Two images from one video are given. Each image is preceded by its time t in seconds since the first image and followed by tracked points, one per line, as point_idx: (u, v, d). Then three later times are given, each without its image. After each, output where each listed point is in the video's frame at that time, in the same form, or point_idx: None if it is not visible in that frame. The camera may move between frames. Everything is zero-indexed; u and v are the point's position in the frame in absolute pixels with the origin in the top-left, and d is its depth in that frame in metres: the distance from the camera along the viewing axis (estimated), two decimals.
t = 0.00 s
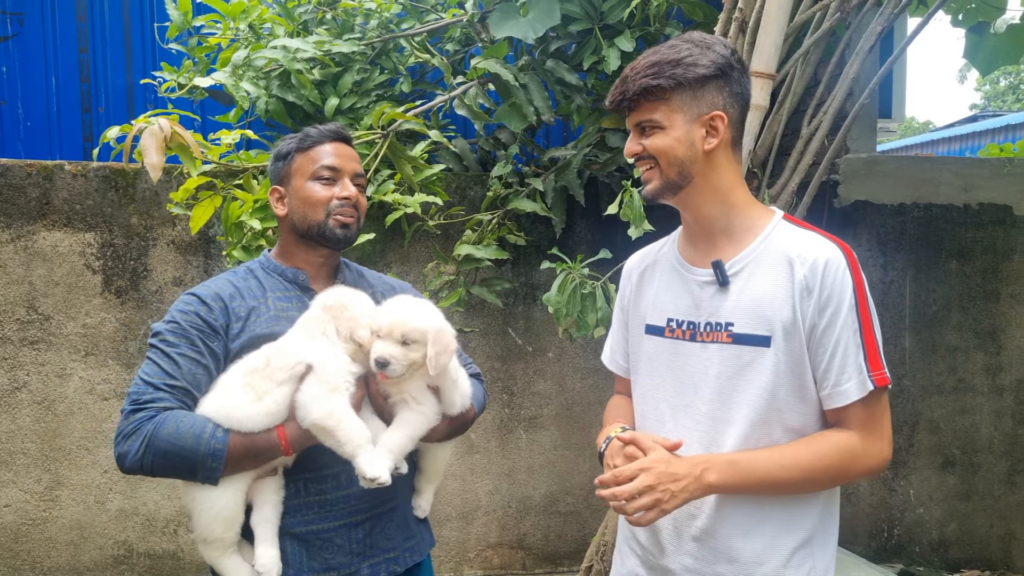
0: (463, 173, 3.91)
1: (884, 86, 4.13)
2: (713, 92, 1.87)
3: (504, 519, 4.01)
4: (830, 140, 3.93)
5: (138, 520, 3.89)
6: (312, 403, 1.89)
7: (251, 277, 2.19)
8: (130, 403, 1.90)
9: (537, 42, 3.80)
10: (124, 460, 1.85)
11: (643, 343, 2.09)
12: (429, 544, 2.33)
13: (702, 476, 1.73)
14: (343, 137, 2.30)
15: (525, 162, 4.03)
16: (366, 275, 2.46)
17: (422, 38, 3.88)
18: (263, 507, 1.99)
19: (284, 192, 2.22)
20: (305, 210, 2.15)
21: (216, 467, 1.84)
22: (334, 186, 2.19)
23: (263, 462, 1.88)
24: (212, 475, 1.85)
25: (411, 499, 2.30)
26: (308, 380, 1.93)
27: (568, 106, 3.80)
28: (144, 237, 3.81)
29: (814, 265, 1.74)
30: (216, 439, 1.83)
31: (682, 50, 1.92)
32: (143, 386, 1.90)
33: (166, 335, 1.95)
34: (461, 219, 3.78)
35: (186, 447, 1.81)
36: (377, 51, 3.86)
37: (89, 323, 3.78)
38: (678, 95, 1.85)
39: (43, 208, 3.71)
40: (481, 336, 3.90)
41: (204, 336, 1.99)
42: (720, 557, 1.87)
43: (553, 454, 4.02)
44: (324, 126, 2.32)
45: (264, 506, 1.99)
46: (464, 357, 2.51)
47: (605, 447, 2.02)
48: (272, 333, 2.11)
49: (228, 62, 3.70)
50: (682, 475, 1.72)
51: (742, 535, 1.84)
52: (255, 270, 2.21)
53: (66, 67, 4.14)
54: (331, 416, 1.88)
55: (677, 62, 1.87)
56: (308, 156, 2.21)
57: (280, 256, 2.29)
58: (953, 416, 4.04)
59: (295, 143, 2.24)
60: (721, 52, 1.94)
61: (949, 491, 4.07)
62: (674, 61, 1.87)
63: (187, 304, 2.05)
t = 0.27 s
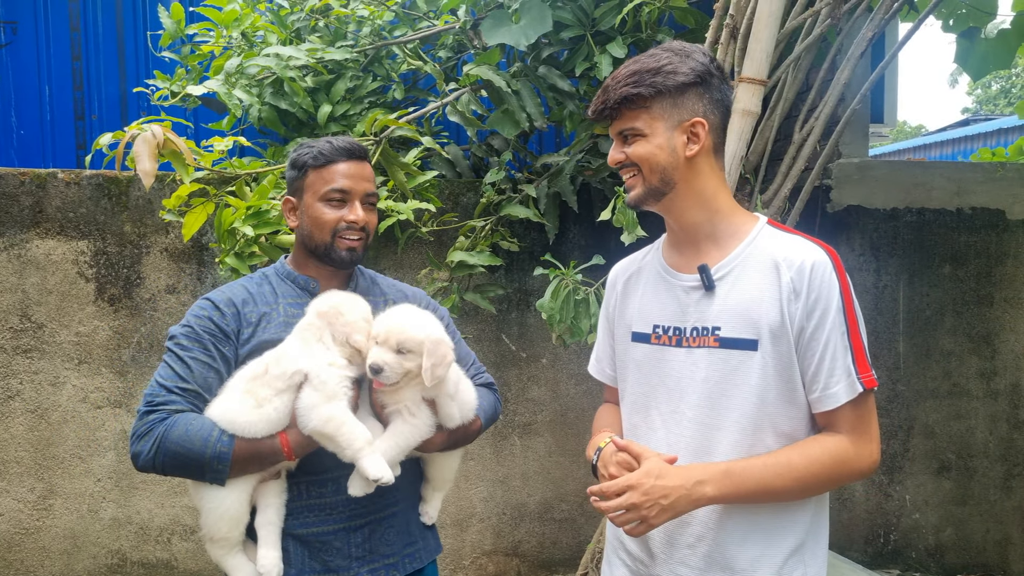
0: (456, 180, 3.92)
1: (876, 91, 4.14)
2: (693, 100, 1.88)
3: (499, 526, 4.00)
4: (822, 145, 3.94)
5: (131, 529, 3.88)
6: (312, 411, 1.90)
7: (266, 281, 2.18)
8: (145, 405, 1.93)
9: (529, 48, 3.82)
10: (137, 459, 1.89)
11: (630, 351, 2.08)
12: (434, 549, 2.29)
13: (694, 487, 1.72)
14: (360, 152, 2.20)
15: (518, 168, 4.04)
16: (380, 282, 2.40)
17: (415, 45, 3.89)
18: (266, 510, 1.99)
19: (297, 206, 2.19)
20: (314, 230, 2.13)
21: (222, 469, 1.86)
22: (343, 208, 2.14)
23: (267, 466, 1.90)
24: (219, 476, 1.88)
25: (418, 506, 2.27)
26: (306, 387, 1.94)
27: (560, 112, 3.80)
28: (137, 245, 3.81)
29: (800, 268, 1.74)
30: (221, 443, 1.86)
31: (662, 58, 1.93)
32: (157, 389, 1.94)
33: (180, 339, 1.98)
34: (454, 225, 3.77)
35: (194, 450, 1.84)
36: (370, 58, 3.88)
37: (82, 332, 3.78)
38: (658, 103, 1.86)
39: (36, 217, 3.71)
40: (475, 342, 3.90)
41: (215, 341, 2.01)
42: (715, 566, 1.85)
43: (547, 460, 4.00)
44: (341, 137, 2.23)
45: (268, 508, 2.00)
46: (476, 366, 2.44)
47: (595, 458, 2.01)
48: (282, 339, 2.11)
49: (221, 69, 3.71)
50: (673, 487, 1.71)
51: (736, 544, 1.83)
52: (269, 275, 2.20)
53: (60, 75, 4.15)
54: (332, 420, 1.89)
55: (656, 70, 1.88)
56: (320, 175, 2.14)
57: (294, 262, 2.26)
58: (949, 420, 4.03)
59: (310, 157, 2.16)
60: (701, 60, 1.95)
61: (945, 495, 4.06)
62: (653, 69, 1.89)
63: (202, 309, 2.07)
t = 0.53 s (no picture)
0: (455, 185, 3.91)
1: (873, 95, 4.16)
2: (690, 104, 1.89)
3: (497, 531, 3.99)
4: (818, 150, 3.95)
5: (128, 536, 3.86)
6: (306, 424, 1.88)
7: (279, 286, 2.19)
8: (154, 404, 1.98)
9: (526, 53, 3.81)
10: (143, 457, 1.93)
11: (627, 355, 2.08)
12: (437, 554, 2.27)
13: (694, 491, 1.72)
14: (375, 156, 2.24)
15: (516, 172, 4.04)
16: (394, 288, 2.36)
17: (412, 50, 3.88)
18: (264, 513, 2.00)
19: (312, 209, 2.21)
20: (330, 233, 2.13)
21: (222, 473, 1.88)
22: (360, 209, 2.15)
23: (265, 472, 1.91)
24: (218, 480, 1.89)
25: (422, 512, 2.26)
26: (302, 401, 1.92)
27: (558, 117, 3.80)
28: (134, 250, 3.80)
29: (799, 271, 1.75)
30: (221, 448, 1.88)
31: (660, 62, 1.94)
32: (166, 389, 1.99)
33: (191, 341, 2.02)
34: (453, 230, 3.77)
35: (195, 453, 1.87)
36: (367, 63, 3.87)
37: (79, 337, 3.76)
38: (655, 106, 1.87)
39: (32, 222, 3.70)
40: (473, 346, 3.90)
41: (225, 344, 2.04)
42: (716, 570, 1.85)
43: (546, 465, 4.00)
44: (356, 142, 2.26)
45: (266, 512, 2.00)
46: (488, 375, 2.42)
47: (594, 461, 1.97)
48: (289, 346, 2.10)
49: (219, 76, 3.68)
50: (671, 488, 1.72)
51: (738, 547, 1.83)
52: (284, 279, 2.21)
53: (56, 80, 4.14)
54: (324, 435, 1.87)
55: (653, 73, 1.89)
56: (337, 177, 2.16)
57: (307, 269, 2.27)
58: (946, 423, 4.04)
59: (325, 161, 2.19)
60: (699, 64, 1.95)
61: (943, 499, 4.07)
62: (651, 72, 1.89)
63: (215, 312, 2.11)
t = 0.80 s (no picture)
0: (447, 188, 3.92)
1: (863, 97, 4.18)
2: (684, 107, 1.89)
3: (491, 534, 3.99)
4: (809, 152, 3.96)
5: (120, 541, 3.84)
6: (294, 426, 1.87)
7: (258, 291, 2.18)
8: (132, 412, 1.96)
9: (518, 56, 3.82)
10: (122, 467, 1.91)
11: (623, 356, 2.07)
12: (423, 559, 2.27)
13: (694, 493, 1.72)
14: (362, 162, 2.22)
15: (509, 176, 4.03)
16: (373, 292, 2.35)
17: (404, 53, 3.88)
18: (247, 523, 1.99)
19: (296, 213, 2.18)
20: (317, 239, 2.12)
21: (205, 480, 1.87)
22: (348, 218, 2.14)
23: (249, 480, 1.90)
24: (202, 487, 1.88)
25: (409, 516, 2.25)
26: (290, 403, 1.90)
27: (550, 120, 3.81)
28: (125, 254, 3.78)
29: (795, 271, 1.76)
30: (203, 455, 1.86)
31: (650, 67, 1.94)
32: (144, 397, 1.96)
33: (169, 347, 2.00)
34: (445, 233, 3.77)
35: (178, 461, 1.85)
36: (359, 66, 3.86)
37: (70, 342, 3.74)
38: (649, 112, 1.87)
39: (22, 226, 3.68)
40: (467, 349, 3.90)
41: (204, 351, 2.02)
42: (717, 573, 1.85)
43: (539, 467, 4.00)
44: (343, 148, 2.24)
45: (249, 521, 1.99)
46: (469, 377, 2.43)
47: (595, 459, 1.99)
48: (270, 351, 2.08)
49: (209, 77, 3.70)
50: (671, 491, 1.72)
51: (738, 549, 1.83)
52: (262, 284, 2.19)
53: (46, 83, 4.12)
54: (313, 435, 1.87)
55: (645, 79, 1.89)
56: (324, 183, 2.14)
57: (287, 272, 2.26)
58: (937, 424, 4.06)
59: (311, 165, 2.17)
60: (689, 67, 1.96)
61: (934, 499, 4.09)
62: (642, 79, 1.89)
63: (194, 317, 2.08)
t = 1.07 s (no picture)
0: (438, 190, 3.91)
1: (852, 97, 4.19)
2: (661, 106, 1.91)
3: (484, 535, 3.99)
4: (799, 152, 3.97)
5: (112, 545, 3.82)
6: (264, 430, 1.86)
7: (215, 296, 2.14)
8: (86, 426, 1.90)
9: (508, 58, 3.82)
10: (79, 483, 1.86)
11: (607, 363, 2.08)
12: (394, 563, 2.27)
13: (676, 493, 1.72)
14: (321, 164, 2.21)
15: (499, 177, 4.02)
16: (333, 294, 2.35)
17: (394, 55, 3.89)
18: (213, 535, 1.96)
19: (253, 214, 2.16)
20: (273, 240, 2.10)
21: (169, 492, 1.84)
22: (305, 219, 2.13)
23: (218, 489, 1.88)
24: (166, 500, 1.85)
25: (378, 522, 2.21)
26: (260, 407, 1.88)
27: (540, 121, 3.80)
28: (114, 258, 3.76)
29: (763, 266, 1.77)
30: (168, 466, 1.83)
31: (628, 68, 1.97)
32: (99, 409, 1.90)
33: (123, 357, 1.94)
34: (436, 234, 3.77)
35: (140, 474, 1.81)
36: (349, 68, 3.86)
37: (59, 346, 3.73)
38: (626, 110, 1.89)
39: (11, 230, 3.66)
40: (458, 351, 3.91)
41: (162, 358, 1.97)
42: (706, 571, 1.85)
43: (532, 469, 4.00)
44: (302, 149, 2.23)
45: (214, 534, 1.96)
46: (433, 373, 2.45)
47: (582, 464, 2.01)
48: (232, 356, 2.05)
49: (198, 81, 3.68)
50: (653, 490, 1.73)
51: (723, 549, 1.84)
52: (219, 289, 2.16)
53: (34, 87, 4.10)
54: (283, 438, 1.85)
55: (622, 78, 1.92)
56: (282, 184, 2.13)
57: (244, 276, 2.23)
58: (928, 422, 4.07)
59: (269, 166, 2.16)
60: (666, 69, 1.99)
61: (925, 497, 4.11)
62: (620, 78, 1.92)
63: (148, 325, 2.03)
